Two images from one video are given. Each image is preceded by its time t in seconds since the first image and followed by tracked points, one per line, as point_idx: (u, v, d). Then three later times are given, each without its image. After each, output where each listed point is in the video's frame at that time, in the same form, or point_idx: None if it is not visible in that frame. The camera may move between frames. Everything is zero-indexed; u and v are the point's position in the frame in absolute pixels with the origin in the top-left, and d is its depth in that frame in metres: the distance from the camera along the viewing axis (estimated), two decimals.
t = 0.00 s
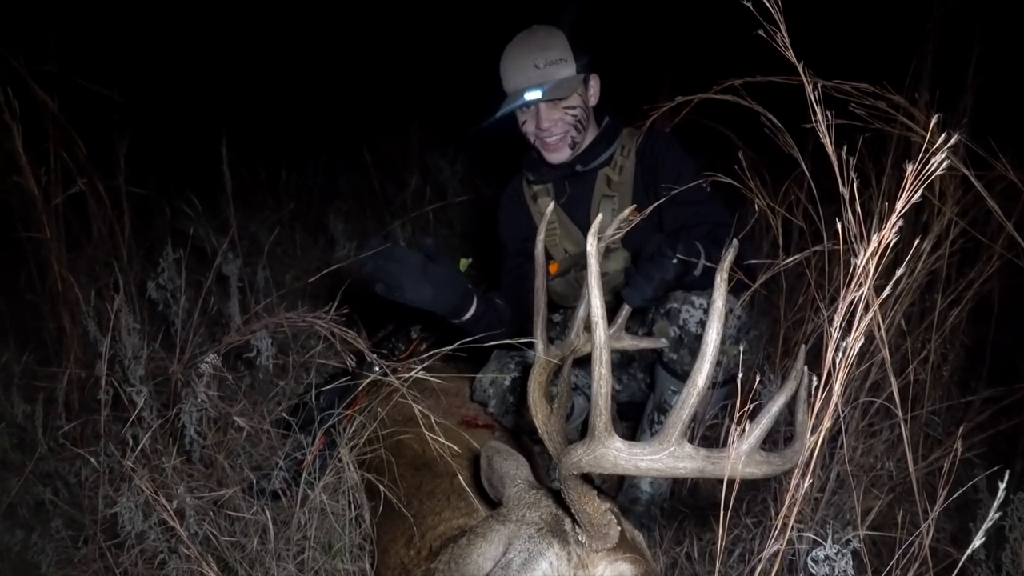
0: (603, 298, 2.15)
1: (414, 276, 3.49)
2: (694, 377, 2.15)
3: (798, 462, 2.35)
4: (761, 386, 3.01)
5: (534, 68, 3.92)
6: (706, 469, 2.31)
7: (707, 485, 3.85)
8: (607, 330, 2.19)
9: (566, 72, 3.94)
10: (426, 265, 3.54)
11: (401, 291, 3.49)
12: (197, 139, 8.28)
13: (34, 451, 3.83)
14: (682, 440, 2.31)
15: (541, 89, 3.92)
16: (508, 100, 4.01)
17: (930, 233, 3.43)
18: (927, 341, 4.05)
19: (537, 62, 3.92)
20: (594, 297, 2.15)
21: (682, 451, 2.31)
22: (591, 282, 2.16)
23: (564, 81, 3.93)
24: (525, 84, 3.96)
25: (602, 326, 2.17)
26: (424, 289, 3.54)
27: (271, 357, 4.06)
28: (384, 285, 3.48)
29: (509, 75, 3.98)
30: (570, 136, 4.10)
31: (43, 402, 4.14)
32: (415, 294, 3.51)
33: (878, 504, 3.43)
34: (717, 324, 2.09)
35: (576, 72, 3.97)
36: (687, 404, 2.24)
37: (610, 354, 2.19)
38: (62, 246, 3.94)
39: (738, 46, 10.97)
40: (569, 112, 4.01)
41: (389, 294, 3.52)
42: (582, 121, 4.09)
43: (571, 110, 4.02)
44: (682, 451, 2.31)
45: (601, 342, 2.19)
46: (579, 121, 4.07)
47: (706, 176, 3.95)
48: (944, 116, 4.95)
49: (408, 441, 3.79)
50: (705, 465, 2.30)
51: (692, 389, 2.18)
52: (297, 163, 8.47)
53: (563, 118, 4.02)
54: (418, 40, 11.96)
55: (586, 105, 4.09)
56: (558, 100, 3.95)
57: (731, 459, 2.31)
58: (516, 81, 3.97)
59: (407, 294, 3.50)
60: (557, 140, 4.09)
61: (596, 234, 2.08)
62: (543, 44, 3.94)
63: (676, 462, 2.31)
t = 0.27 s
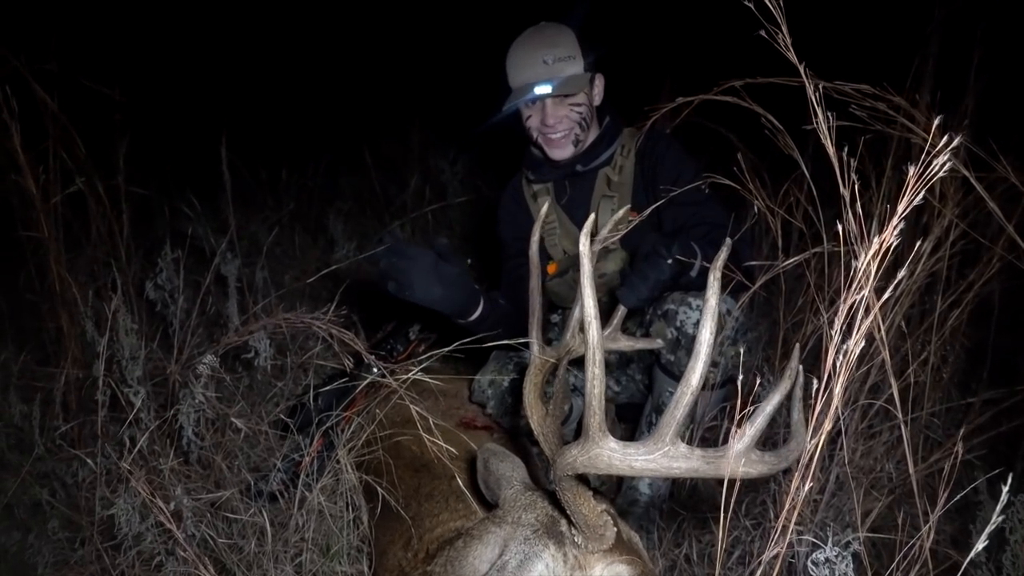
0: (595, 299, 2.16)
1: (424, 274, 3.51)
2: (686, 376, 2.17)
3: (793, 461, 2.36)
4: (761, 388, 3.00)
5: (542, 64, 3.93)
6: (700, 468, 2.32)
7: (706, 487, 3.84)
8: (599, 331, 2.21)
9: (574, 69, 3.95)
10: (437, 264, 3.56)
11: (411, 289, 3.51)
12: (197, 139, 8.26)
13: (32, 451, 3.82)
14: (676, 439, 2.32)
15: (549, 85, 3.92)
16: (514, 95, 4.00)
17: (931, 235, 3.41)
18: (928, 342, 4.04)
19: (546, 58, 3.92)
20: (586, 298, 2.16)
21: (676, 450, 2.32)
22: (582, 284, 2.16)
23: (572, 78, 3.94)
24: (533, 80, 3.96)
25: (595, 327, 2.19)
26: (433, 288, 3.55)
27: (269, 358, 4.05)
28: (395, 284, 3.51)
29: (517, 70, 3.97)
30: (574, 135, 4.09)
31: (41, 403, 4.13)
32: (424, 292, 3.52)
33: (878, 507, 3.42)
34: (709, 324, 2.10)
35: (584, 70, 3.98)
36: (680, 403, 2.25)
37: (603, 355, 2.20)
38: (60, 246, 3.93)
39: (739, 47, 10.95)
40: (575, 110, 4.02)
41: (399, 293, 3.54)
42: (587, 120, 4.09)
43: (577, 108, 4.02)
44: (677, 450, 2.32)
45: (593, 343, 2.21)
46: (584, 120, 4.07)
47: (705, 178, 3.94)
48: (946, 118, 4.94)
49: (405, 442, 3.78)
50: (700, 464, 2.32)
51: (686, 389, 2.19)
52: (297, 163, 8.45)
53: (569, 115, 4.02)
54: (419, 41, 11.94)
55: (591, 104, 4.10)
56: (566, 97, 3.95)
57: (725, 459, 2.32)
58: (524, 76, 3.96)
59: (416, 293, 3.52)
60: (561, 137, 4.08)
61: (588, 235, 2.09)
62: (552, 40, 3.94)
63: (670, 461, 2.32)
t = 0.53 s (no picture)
0: (599, 294, 2.15)
1: (436, 268, 3.56)
2: (689, 371, 2.16)
3: (795, 457, 2.35)
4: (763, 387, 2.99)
5: (541, 66, 3.94)
6: (703, 463, 2.32)
7: (707, 486, 3.83)
8: (603, 326, 2.20)
9: (573, 71, 3.96)
10: (449, 258, 3.60)
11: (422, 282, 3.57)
12: (196, 139, 8.25)
13: (30, 450, 3.81)
14: (678, 435, 2.31)
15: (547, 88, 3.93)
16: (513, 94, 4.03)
17: (932, 235, 3.41)
18: (929, 343, 4.04)
19: (545, 59, 3.94)
20: (589, 293, 2.15)
21: (679, 446, 2.31)
22: (586, 279, 2.16)
23: (570, 80, 3.95)
24: (532, 80, 3.98)
25: (599, 322, 2.18)
26: (443, 282, 3.60)
27: (269, 357, 4.03)
28: (408, 276, 3.57)
29: (517, 70, 4.00)
30: (572, 136, 4.09)
31: (40, 401, 4.11)
32: (435, 286, 3.58)
33: (879, 506, 3.41)
34: (712, 318, 2.10)
35: (584, 72, 3.98)
36: (683, 399, 2.24)
37: (606, 350, 2.20)
38: (59, 244, 3.91)
39: (738, 48, 10.95)
40: (573, 111, 4.02)
41: (412, 285, 3.60)
42: (586, 122, 4.09)
43: (575, 110, 4.03)
44: (679, 446, 2.31)
45: (597, 337, 2.19)
46: (582, 122, 4.07)
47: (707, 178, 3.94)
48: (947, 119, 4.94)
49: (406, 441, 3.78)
50: (701, 459, 2.31)
51: (688, 384, 2.19)
52: (295, 163, 8.44)
53: (567, 116, 4.03)
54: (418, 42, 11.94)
55: (591, 106, 4.10)
56: (564, 99, 3.96)
57: (728, 455, 2.31)
58: (523, 76, 3.99)
59: (427, 286, 3.58)
60: (559, 137, 4.09)
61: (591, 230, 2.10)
62: (552, 41, 3.96)
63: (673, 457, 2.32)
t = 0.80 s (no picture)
0: (593, 297, 2.16)
1: (453, 259, 3.83)
2: (683, 372, 2.16)
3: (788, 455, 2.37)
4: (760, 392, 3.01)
5: (553, 73, 3.88)
6: (697, 463, 2.33)
7: (703, 490, 3.83)
8: (597, 328, 2.20)
9: (585, 80, 3.92)
10: (466, 250, 3.85)
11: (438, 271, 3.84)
12: (195, 140, 8.25)
13: (28, 452, 3.81)
14: (673, 436, 2.32)
15: (560, 96, 3.87)
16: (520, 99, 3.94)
17: (929, 239, 3.42)
18: (925, 347, 4.05)
19: (558, 66, 3.88)
20: (583, 296, 2.16)
21: (674, 446, 2.32)
22: (580, 281, 2.16)
23: (583, 89, 3.90)
24: (543, 87, 3.90)
25: (593, 324, 2.19)
26: (458, 273, 3.85)
27: (266, 359, 4.02)
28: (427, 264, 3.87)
29: (527, 75, 3.92)
30: (576, 143, 4.06)
31: (37, 404, 4.11)
32: (448, 278, 3.84)
33: (876, 510, 3.42)
34: (706, 318, 2.10)
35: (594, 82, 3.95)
36: (678, 400, 2.25)
37: (600, 352, 2.20)
38: (57, 246, 3.91)
39: (737, 51, 10.96)
40: (580, 121, 3.99)
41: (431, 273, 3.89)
42: (589, 131, 4.07)
43: (583, 119, 4.00)
44: (675, 447, 2.32)
45: (591, 340, 2.20)
46: (587, 130, 4.05)
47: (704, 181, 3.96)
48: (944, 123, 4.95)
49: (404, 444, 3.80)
50: (695, 460, 2.32)
51: (682, 385, 2.19)
52: (294, 165, 8.44)
53: (575, 125, 3.99)
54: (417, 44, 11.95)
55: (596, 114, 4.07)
56: (576, 109, 3.91)
57: (722, 455, 2.32)
58: (533, 82, 3.91)
59: (442, 275, 3.84)
60: (563, 145, 4.05)
61: (584, 233, 2.10)
62: (565, 49, 3.90)
63: (667, 458, 2.32)
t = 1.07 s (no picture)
0: (596, 298, 2.17)
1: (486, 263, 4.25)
2: (685, 372, 2.18)
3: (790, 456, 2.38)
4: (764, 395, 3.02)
5: (572, 81, 3.85)
6: (701, 464, 2.34)
7: (708, 493, 3.83)
8: (600, 330, 2.21)
9: (602, 90, 3.89)
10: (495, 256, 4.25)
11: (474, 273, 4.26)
12: (198, 143, 8.26)
13: (33, 454, 3.81)
14: (676, 436, 2.33)
15: (579, 104, 3.83)
16: (536, 106, 3.88)
17: (933, 243, 3.42)
18: (930, 350, 4.05)
19: (576, 77, 3.85)
20: (586, 297, 2.17)
21: (678, 447, 2.33)
22: (583, 283, 2.17)
23: (601, 100, 3.87)
24: (562, 98, 3.86)
25: (596, 326, 2.20)
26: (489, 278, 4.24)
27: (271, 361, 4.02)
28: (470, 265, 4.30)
29: (545, 87, 3.87)
30: (589, 152, 4.03)
31: (42, 405, 4.11)
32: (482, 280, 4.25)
33: (880, 513, 3.42)
34: (707, 318, 2.11)
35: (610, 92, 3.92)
36: (681, 400, 2.26)
37: (604, 353, 2.21)
38: (63, 248, 3.92)
39: (738, 55, 10.98)
40: (596, 131, 3.96)
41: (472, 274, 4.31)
42: (601, 140, 4.05)
43: (600, 130, 3.97)
44: (678, 447, 2.33)
45: (593, 341, 2.22)
46: (600, 139, 4.02)
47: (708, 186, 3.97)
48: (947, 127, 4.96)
49: (408, 446, 3.81)
50: (699, 461, 2.33)
51: (685, 385, 2.21)
52: (297, 167, 8.45)
53: (591, 135, 3.96)
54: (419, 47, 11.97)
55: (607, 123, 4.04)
56: (598, 122, 3.88)
57: (725, 456, 2.33)
58: (552, 93, 3.86)
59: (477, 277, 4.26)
60: (576, 154, 4.01)
61: (587, 235, 2.11)
62: (582, 60, 3.87)
63: (671, 459, 2.34)
